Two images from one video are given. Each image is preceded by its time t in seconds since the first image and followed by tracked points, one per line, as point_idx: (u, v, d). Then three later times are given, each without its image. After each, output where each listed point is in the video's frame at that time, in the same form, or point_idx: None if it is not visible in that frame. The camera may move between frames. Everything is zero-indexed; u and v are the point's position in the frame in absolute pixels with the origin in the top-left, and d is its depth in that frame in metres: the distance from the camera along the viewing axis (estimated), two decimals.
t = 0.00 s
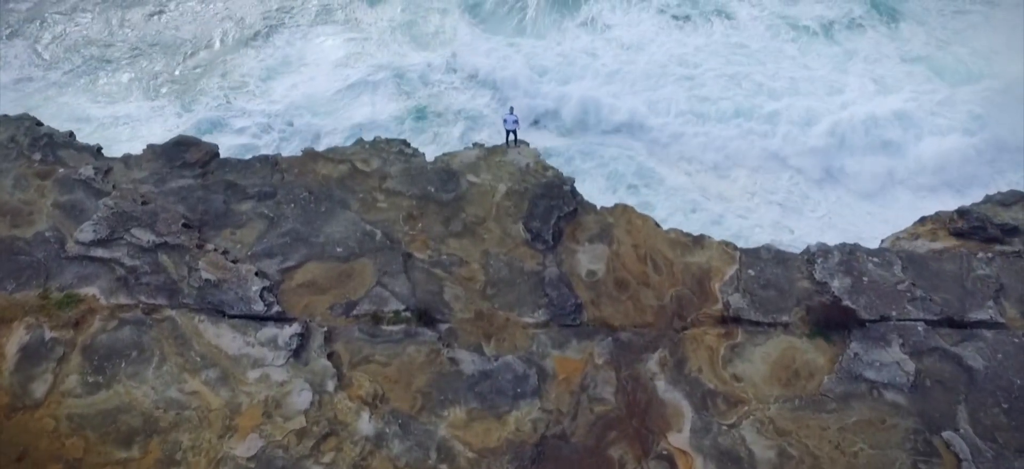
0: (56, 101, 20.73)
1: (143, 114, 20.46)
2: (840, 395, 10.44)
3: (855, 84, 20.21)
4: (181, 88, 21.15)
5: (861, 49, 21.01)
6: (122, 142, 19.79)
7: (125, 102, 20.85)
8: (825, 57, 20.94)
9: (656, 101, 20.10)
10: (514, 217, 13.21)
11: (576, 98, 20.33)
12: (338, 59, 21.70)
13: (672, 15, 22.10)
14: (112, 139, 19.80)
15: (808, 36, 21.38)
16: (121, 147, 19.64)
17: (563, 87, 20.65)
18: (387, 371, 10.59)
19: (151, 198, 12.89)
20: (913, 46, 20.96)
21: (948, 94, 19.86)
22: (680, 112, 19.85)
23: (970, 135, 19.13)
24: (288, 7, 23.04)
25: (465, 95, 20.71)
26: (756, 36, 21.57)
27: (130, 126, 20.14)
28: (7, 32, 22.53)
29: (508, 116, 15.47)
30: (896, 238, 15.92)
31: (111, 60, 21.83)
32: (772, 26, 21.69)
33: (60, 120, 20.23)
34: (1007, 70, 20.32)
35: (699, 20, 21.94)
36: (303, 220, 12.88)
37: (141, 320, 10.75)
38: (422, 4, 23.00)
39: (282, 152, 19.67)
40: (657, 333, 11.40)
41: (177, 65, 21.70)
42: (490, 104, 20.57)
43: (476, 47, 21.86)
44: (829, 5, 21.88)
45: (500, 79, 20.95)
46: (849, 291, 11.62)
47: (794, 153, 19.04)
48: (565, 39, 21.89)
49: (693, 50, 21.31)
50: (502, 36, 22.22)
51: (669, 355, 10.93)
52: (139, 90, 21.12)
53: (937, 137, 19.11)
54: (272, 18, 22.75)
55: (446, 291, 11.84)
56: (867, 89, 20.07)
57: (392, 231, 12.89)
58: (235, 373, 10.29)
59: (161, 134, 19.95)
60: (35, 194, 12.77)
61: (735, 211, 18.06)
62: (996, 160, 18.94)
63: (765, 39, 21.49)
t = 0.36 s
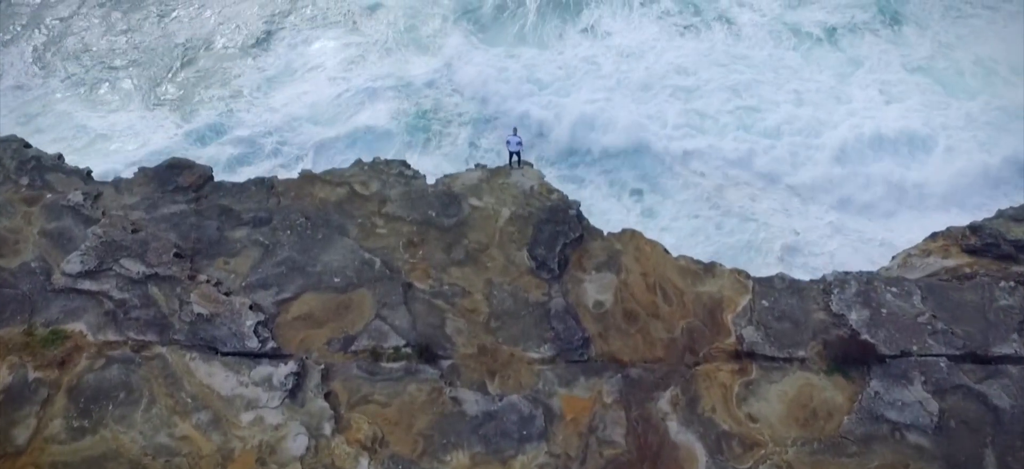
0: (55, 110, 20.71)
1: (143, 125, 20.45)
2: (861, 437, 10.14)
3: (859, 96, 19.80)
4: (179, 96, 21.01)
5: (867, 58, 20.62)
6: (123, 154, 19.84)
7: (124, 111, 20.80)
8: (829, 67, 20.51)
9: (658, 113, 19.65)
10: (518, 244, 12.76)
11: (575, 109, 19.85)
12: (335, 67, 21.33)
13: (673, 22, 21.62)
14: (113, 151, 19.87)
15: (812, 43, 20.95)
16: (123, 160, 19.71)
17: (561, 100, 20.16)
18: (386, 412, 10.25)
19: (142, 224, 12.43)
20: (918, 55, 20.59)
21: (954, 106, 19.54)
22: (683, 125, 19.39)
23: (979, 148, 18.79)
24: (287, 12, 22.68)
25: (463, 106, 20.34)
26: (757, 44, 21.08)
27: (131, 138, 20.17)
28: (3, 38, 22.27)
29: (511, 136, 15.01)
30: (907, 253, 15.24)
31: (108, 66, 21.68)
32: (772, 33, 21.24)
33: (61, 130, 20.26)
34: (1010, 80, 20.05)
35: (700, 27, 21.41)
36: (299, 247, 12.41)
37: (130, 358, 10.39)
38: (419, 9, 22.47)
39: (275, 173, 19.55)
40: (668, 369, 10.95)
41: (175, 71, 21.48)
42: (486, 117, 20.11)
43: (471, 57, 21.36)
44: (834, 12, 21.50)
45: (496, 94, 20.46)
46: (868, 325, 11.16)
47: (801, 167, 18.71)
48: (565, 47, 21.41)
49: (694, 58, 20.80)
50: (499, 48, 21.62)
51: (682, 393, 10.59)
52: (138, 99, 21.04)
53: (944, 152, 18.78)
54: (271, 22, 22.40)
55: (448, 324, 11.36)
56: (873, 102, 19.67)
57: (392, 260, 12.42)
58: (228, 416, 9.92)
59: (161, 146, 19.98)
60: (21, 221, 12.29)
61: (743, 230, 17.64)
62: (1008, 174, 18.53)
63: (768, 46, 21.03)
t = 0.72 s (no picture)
0: (54, 119, 20.36)
1: (143, 134, 19.98)
2: None
3: (866, 106, 19.35)
4: (178, 104, 20.57)
5: (871, 68, 20.24)
6: (122, 162, 19.37)
7: (123, 117, 20.38)
8: (834, 75, 20.10)
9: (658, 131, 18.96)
10: (522, 274, 12.29)
11: (575, 120, 19.37)
12: (334, 73, 21.00)
13: (674, 28, 21.23)
14: (111, 160, 19.42)
15: (815, 47, 20.66)
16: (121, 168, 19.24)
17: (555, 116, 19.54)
18: (385, 457, 9.79)
19: (131, 254, 11.96)
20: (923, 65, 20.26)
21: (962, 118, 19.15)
22: (685, 137, 18.82)
23: (989, 162, 18.32)
24: (286, 18, 22.39)
25: (461, 115, 19.76)
26: (760, 52, 20.66)
27: (129, 146, 19.71)
28: None
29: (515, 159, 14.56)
30: (919, 271, 14.62)
31: (107, 74, 21.29)
32: (772, 37, 20.92)
33: (60, 140, 19.93)
34: (1013, 88, 19.77)
35: (701, 34, 21.01)
36: (295, 278, 11.93)
37: (117, 400, 10.02)
38: (415, 17, 22.00)
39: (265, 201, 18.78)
40: (681, 408, 10.64)
41: (174, 79, 21.10)
42: (482, 136, 19.42)
43: (469, 65, 20.83)
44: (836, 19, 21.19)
45: (494, 106, 19.74)
46: (888, 362, 10.70)
47: (810, 185, 18.01)
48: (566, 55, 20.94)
49: (696, 67, 20.27)
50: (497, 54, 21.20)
51: (696, 436, 10.22)
52: (136, 107, 20.60)
53: (954, 166, 18.26)
54: (271, 29, 22.15)
55: (450, 361, 10.90)
56: (882, 112, 19.19)
57: (391, 291, 11.94)
58: (219, 464, 9.51)
59: (159, 153, 19.45)
60: (6, 251, 11.85)
61: (747, 248, 17.21)
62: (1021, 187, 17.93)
63: (771, 54, 20.61)
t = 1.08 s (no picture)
0: (51, 129, 19.84)
1: (146, 141, 19.53)
2: None
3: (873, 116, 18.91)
4: (176, 114, 20.09)
5: (875, 78, 19.79)
6: (122, 174, 18.83)
7: (122, 126, 19.90)
8: (838, 83, 19.67)
9: (651, 146, 18.32)
10: (527, 305, 11.79)
11: (574, 132, 18.91)
12: (332, 78, 20.54)
13: (674, 35, 20.79)
14: (115, 168, 18.96)
15: (817, 53, 20.29)
16: (122, 181, 18.69)
17: (556, 127, 19.06)
18: None
19: (120, 286, 11.48)
20: (927, 73, 19.82)
21: (969, 129, 18.66)
22: (686, 145, 18.33)
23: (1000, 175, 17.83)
24: (279, 24, 21.98)
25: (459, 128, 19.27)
26: (762, 59, 20.23)
27: (128, 157, 19.16)
28: None
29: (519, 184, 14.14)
30: (930, 289, 14.41)
31: (104, 83, 20.80)
32: (772, 44, 20.51)
33: (57, 151, 19.37)
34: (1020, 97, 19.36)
35: (700, 41, 20.60)
36: (291, 311, 11.45)
37: (102, 446, 9.57)
38: (409, 25, 21.56)
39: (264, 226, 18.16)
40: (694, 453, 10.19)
41: (172, 87, 20.62)
42: (479, 148, 18.91)
43: (465, 75, 20.35)
44: (836, 25, 20.90)
45: (491, 118, 19.32)
46: (912, 402, 10.23)
47: (817, 201, 17.50)
48: (565, 63, 20.48)
49: (696, 75, 19.82)
50: (493, 59, 20.70)
51: None
52: (134, 117, 20.08)
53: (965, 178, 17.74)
54: (266, 35, 21.72)
55: (453, 402, 10.42)
56: (888, 122, 18.75)
57: (389, 325, 11.44)
58: None
59: (159, 163, 18.90)
60: None
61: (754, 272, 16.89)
62: None
63: (773, 61, 20.16)
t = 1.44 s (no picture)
0: (51, 140, 19.28)
1: (146, 146, 19.05)
2: None
3: (879, 125, 18.94)
4: (176, 123, 19.59)
5: (880, 87, 19.79)
6: (122, 187, 18.20)
7: (122, 134, 19.35)
8: (840, 90, 19.64)
9: (651, 171, 18.03)
10: (534, 341, 11.27)
11: (573, 145, 18.58)
12: (330, 81, 20.24)
13: (674, 40, 20.68)
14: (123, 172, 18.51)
15: (822, 57, 20.31)
16: (122, 194, 18.07)
17: (559, 137, 18.76)
18: None
19: (107, 321, 10.93)
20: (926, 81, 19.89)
21: (968, 142, 18.72)
22: (686, 157, 18.18)
23: (1001, 190, 17.84)
24: (273, 30, 21.52)
25: (456, 143, 18.81)
26: (764, 66, 20.18)
27: (130, 165, 18.64)
28: None
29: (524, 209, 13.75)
30: (946, 309, 14.79)
31: (102, 91, 20.29)
32: (776, 51, 20.47)
33: (55, 162, 18.79)
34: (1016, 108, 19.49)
35: (700, 45, 20.53)
36: (285, 348, 10.91)
37: None
38: (404, 27, 21.15)
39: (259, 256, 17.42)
40: None
41: (166, 97, 20.07)
42: (477, 161, 18.56)
43: (462, 85, 19.89)
44: (839, 31, 20.96)
45: (489, 130, 18.97)
46: (940, 448, 9.58)
47: (822, 223, 17.26)
48: (565, 69, 20.21)
49: (698, 80, 19.78)
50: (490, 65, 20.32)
51: None
52: (133, 127, 19.53)
53: (965, 191, 17.81)
54: (259, 38, 21.37)
55: (458, 447, 9.92)
56: (890, 129, 18.84)
57: (389, 361, 10.96)
58: None
59: (162, 171, 18.46)
60: None
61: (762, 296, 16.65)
62: None
63: (774, 68, 20.14)
